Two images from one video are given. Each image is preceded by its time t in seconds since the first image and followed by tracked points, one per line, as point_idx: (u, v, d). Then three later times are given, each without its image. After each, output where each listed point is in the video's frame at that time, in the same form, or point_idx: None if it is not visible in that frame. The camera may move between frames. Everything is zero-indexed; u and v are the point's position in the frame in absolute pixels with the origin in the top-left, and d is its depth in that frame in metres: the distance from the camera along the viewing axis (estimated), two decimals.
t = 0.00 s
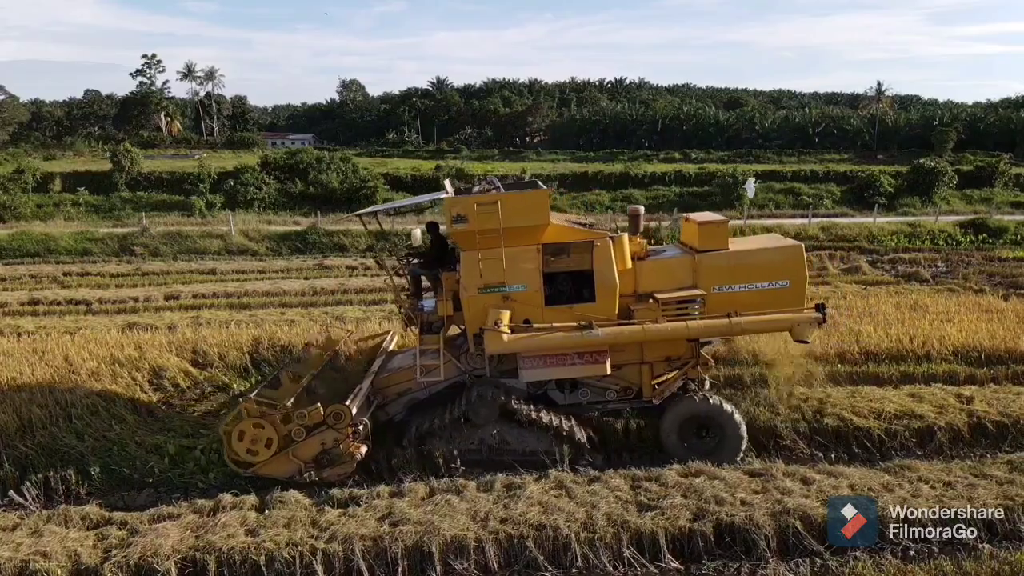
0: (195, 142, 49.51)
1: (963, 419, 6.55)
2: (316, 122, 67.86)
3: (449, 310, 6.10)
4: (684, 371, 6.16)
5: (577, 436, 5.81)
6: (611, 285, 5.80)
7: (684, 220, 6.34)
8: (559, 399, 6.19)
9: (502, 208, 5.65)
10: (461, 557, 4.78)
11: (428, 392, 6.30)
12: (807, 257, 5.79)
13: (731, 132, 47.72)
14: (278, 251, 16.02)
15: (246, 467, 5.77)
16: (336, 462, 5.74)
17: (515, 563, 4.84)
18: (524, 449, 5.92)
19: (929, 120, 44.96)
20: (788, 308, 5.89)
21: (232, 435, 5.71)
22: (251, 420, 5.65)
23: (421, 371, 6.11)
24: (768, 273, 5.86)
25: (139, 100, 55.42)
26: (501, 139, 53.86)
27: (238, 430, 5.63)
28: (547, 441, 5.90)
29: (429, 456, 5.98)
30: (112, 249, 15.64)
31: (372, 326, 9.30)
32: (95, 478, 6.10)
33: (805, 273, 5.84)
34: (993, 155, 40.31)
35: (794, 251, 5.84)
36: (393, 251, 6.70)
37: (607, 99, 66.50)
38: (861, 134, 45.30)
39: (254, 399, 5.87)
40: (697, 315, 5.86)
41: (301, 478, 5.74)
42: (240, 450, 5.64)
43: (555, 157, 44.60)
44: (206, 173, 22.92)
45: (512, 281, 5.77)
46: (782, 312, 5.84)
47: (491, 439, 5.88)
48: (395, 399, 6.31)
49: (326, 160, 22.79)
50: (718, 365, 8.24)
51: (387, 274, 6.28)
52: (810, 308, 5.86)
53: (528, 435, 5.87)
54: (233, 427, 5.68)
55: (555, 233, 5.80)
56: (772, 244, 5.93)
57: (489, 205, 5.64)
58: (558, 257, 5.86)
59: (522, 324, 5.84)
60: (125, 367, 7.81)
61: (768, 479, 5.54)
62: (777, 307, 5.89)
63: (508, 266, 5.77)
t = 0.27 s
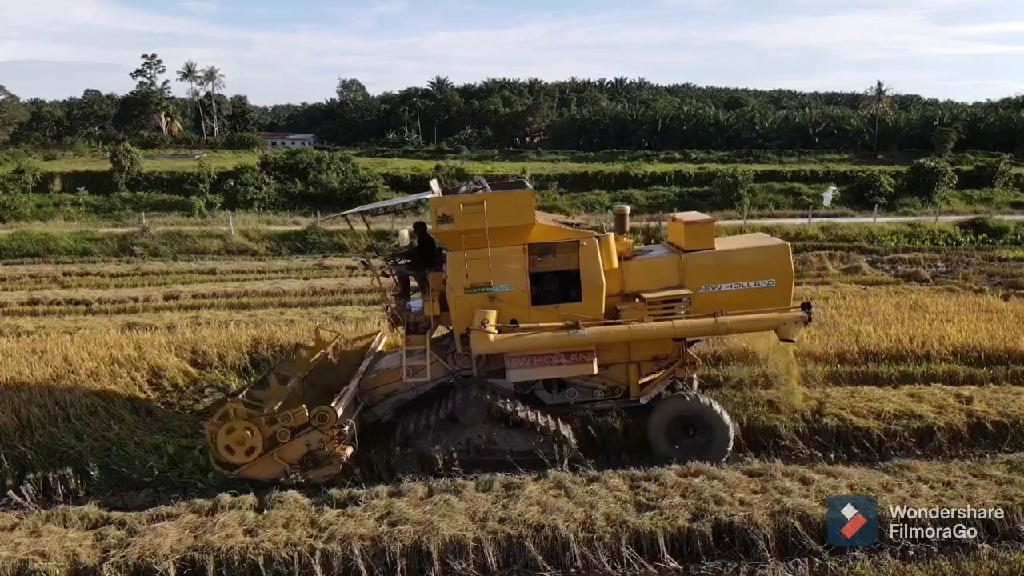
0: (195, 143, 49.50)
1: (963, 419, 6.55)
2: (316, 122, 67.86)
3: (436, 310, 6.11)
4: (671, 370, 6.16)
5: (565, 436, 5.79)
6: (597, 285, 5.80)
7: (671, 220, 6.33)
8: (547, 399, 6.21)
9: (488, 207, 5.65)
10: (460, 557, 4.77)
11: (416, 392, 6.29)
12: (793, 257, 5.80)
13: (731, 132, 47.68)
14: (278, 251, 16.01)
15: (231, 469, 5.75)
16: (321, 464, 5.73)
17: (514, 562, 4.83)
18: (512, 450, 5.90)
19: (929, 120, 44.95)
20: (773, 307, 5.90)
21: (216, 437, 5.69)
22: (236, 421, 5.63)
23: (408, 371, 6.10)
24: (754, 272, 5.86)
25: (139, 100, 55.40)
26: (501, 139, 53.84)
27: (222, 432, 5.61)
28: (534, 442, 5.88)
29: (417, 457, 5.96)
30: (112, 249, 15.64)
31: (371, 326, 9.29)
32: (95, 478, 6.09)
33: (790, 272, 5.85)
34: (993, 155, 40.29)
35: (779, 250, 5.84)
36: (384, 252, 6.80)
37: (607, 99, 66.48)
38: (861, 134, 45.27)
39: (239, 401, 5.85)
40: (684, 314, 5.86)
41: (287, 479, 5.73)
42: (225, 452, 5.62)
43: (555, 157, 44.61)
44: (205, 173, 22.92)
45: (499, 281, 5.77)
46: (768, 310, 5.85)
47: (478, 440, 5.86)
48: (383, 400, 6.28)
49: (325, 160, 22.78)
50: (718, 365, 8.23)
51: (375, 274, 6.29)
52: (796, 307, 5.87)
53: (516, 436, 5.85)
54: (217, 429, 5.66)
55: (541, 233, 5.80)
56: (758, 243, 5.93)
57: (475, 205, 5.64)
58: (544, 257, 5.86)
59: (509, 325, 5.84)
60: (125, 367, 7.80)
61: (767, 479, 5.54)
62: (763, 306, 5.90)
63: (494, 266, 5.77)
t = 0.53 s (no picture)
0: (195, 142, 49.47)
1: (963, 419, 6.55)
2: (316, 122, 67.84)
3: (423, 311, 6.12)
4: (659, 370, 6.17)
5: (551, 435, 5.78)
6: (583, 285, 5.80)
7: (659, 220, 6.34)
8: (535, 399, 6.20)
9: (474, 207, 5.65)
10: (459, 557, 4.77)
11: (403, 393, 6.30)
12: (779, 256, 5.81)
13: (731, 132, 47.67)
14: (278, 251, 16.00)
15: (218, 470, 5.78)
16: (307, 465, 5.75)
17: (513, 562, 4.83)
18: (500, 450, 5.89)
19: (929, 120, 44.93)
20: (760, 307, 5.90)
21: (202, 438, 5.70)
22: (221, 423, 5.64)
23: (395, 372, 6.12)
24: (741, 271, 5.87)
25: (139, 100, 55.36)
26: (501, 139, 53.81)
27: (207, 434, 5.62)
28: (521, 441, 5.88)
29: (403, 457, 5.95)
30: (112, 249, 15.63)
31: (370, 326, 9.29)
32: (94, 478, 6.08)
33: (776, 271, 5.86)
34: (993, 155, 40.27)
35: (765, 250, 5.85)
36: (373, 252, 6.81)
37: (607, 99, 66.45)
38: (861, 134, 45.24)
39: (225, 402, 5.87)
40: (670, 314, 5.86)
41: (273, 480, 5.77)
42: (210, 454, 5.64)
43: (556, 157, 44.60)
44: (205, 172, 22.91)
45: (485, 281, 5.77)
46: (754, 309, 5.86)
47: (465, 440, 5.85)
48: (371, 400, 6.30)
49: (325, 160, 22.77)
50: (717, 366, 8.23)
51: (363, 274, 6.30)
52: (783, 305, 5.87)
53: (502, 436, 5.84)
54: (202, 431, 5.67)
55: (527, 233, 5.80)
56: (744, 242, 5.95)
57: (461, 205, 5.64)
58: (530, 257, 5.86)
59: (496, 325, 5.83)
60: (125, 366, 7.80)
61: (767, 479, 5.53)
62: (750, 305, 5.90)
63: (480, 266, 5.77)
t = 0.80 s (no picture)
0: (195, 142, 49.45)
1: (963, 419, 6.54)
2: (316, 122, 67.83)
3: (409, 312, 6.12)
4: (647, 370, 6.17)
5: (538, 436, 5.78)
6: (570, 285, 5.79)
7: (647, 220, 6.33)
8: (523, 400, 6.19)
9: (460, 207, 5.64)
10: (459, 557, 4.77)
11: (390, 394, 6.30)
12: (766, 256, 5.81)
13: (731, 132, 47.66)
14: (278, 250, 16.00)
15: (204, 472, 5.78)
16: (292, 466, 5.74)
17: (513, 562, 4.83)
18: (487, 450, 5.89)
19: (929, 120, 44.92)
20: (747, 307, 5.90)
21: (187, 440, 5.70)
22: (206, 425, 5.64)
23: (382, 373, 6.13)
24: (728, 271, 5.87)
25: (139, 100, 55.32)
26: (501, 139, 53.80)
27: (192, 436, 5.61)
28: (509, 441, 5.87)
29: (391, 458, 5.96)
30: (112, 249, 15.63)
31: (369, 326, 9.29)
32: (93, 478, 6.08)
33: (763, 271, 5.86)
34: (993, 155, 40.26)
35: (752, 250, 5.85)
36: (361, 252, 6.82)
37: (607, 99, 66.42)
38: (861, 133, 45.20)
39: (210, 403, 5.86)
40: (657, 313, 5.86)
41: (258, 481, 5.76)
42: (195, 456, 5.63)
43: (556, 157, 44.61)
44: (205, 173, 22.91)
45: (471, 281, 5.76)
46: (741, 309, 5.86)
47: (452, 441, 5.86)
48: (358, 401, 6.30)
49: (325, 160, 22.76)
50: (717, 366, 8.22)
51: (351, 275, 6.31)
52: (770, 305, 5.87)
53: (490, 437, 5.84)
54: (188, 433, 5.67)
55: (514, 233, 5.79)
56: (731, 242, 5.95)
57: (447, 205, 5.63)
58: (517, 257, 5.85)
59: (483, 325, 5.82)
60: (125, 366, 7.80)
61: (767, 479, 5.53)
62: (737, 305, 5.90)
63: (467, 266, 5.76)
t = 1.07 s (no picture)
0: (195, 142, 49.44)
1: (963, 418, 6.54)
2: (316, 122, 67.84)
3: (397, 311, 6.13)
4: (635, 370, 6.15)
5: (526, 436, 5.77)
6: (557, 284, 5.79)
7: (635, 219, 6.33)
8: (511, 400, 6.15)
9: (446, 207, 5.63)
10: (459, 556, 4.76)
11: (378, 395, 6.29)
12: (753, 256, 5.81)
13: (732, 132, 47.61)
14: (278, 250, 16.00)
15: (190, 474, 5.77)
16: (278, 467, 5.71)
17: (513, 562, 4.83)
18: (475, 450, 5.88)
19: (929, 120, 44.91)
20: (734, 306, 5.90)
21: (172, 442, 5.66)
22: (191, 426, 5.60)
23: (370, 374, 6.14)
24: (715, 270, 5.87)
25: (139, 100, 55.31)
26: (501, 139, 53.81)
27: (177, 438, 5.58)
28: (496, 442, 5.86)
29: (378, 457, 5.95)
30: (112, 249, 15.64)
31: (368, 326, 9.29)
32: (93, 478, 6.08)
33: (750, 271, 5.86)
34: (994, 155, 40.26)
35: (739, 249, 5.85)
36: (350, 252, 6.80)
37: (607, 99, 66.41)
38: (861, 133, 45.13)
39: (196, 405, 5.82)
40: (644, 313, 5.87)
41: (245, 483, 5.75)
42: (180, 458, 5.61)
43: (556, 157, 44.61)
44: (205, 173, 22.91)
45: (458, 281, 5.76)
46: (728, 309, 5.86)
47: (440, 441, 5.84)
48: (346, 402, 6.28)
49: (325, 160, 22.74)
50: (717, 365, 8.22)
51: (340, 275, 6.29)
52: (757, 305, 5.87)
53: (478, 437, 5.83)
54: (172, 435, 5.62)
55: (500, 233, 5.78)
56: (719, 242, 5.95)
57: (434, 205, 5.62)
58: (504, 257, 5.84)
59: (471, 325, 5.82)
60: (125, 366, 7.80)
61: (767, 479, 5.53)
62: (724, 305, 5.90)
63: (454, 266, 5.76)
